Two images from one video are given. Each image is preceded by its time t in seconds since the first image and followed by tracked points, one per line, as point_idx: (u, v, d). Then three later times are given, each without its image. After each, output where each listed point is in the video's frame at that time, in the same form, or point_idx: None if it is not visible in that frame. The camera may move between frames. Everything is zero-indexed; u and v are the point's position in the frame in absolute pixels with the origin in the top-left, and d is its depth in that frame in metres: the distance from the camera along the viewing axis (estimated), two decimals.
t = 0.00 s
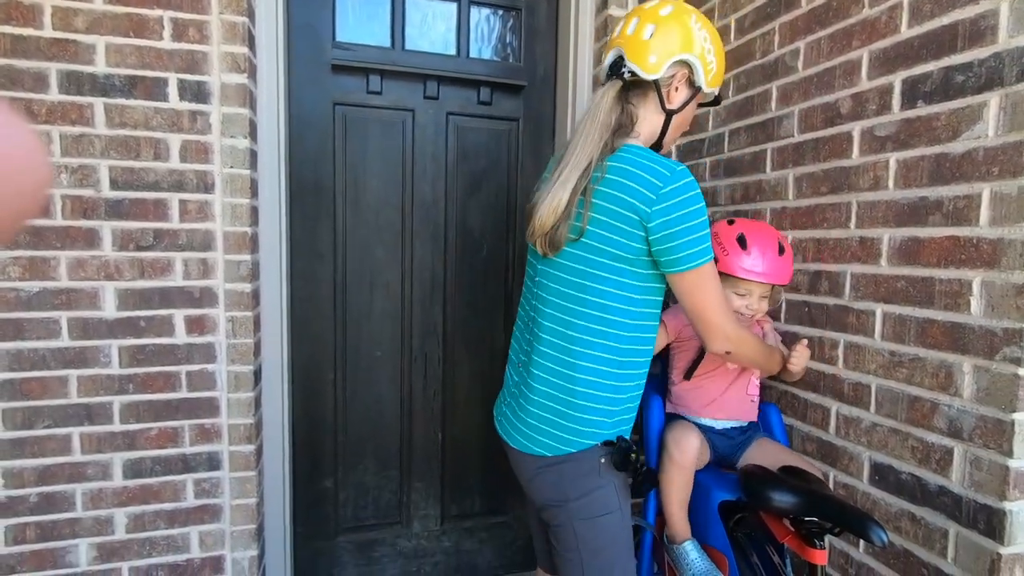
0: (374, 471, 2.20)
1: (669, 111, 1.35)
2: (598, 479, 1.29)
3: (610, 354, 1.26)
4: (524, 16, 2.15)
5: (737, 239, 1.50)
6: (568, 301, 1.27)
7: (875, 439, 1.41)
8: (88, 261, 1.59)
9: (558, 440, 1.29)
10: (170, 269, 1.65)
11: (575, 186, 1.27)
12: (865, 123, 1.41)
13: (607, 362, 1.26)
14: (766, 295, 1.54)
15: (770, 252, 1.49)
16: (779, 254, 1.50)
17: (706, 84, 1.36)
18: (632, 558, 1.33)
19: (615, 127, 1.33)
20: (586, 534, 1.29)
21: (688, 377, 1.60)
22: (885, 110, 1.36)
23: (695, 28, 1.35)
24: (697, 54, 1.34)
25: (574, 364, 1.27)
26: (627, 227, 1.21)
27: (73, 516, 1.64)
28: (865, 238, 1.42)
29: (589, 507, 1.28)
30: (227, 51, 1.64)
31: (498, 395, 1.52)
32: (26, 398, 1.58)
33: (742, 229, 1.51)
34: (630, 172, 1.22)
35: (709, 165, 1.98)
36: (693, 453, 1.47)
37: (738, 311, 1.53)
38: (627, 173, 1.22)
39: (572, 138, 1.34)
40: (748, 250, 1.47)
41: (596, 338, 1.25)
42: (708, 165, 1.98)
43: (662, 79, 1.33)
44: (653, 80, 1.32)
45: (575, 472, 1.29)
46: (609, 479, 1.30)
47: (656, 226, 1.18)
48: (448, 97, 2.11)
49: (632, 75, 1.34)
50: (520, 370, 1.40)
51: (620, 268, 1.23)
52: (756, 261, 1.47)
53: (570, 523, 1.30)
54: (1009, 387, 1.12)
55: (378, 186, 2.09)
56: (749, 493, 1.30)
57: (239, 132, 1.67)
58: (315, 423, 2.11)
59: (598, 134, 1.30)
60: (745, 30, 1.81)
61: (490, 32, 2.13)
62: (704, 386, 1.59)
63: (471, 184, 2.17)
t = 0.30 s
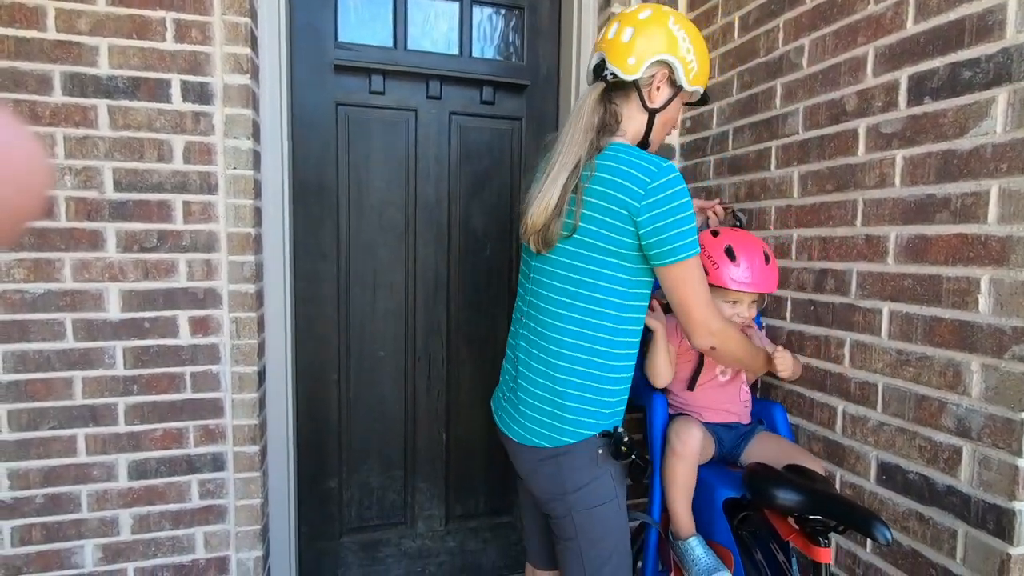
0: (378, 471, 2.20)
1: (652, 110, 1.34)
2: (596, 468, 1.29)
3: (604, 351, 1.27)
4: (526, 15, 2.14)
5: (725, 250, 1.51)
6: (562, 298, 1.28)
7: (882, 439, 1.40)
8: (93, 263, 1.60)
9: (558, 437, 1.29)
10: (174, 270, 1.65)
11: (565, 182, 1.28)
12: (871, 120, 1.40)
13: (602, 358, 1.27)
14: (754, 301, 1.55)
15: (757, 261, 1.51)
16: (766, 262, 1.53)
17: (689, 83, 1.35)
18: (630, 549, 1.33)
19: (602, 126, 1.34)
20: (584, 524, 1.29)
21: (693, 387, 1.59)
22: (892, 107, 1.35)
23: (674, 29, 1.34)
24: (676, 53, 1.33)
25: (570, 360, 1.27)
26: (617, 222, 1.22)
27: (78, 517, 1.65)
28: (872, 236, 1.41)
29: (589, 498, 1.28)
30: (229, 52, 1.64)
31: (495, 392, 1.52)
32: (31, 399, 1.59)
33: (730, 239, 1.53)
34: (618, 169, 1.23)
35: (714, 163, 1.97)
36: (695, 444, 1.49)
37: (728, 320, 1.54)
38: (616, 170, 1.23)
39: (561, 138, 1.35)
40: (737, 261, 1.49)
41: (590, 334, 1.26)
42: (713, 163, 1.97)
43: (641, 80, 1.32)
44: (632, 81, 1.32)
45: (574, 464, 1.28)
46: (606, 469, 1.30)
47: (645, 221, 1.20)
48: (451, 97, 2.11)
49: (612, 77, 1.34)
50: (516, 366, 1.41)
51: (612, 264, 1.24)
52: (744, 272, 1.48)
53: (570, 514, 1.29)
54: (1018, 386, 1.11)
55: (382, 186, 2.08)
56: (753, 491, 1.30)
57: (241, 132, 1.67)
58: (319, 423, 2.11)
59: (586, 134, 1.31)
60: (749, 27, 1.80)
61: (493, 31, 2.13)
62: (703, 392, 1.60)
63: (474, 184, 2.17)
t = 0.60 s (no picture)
0: (381, 471, 2.20)
1: (643, 107, 1.33)
2: (613, 466, 1.29)
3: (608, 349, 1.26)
4: (528, 14, 2.14)
5: (725, 246, 1.50)
6: (564, 299, 1.29)
7: (886, 438, 1.40)
8: (96, 264, 1.60)
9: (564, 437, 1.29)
10: (177, 271, 1.66)
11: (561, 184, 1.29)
12: (873, 118, 1.39)
13: (606, 357, 1.26)
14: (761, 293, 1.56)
15: (759, 253, 1.50)
16: (768, 252, 1.52)
17: (680, 77, 1.32)
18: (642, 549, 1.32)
19: (593, 123, 1.35)
20: (599, 521, 1.28)
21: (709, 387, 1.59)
22: (894, 106, 1.34)
23: (662, 23, 1.32)
24: (664, 48, 1.31)
25: (575, 359, 1.28)
26: (610, 220, 1.22)
27: (83, 518, 1.65)
28: (875, 235, 1.40)
29: (604, 495, 1.28)
30: (231, 53, 1.64)
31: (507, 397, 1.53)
32: (35, 400, 1.59)
33: (729, 235, 1.52)
34: (608, 167, 1.24)
35: (716, 163, 1.97)
36: (700, 445, 1.49)
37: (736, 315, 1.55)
38: (605, 168, 1.24)
39: (554, 141, 1.36)
40: (738, 255, 1.48)
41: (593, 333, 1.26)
42: (715, 163, 1.96)
43: (629, 77, 1.31)
44: (620, 79, 1.32)
45: (590, 462, 1.28)
46: (622, 467, 1.29)
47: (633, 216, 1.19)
48: (453, 97, 2.11)
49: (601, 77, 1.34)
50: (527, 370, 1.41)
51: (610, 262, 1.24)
52: (748, 265, 1.48)
53: (585, 511, 1.29)
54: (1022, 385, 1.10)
55: (384, 187, 2.08)
56: (759, 493, 1.30)
57: (244, 133, 1.67)
58: (322, 424, 2.11)
59: (578, 133, 1.32)
60: (751, 25, 1.79)
61: (494, 31, 2.13)
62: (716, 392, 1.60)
63: (477, 184, 2.17)
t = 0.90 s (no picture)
0: (377, 471, 2.19)
1: (628, 102, 1.33)
2: (609, 465, 1.28)
3: (606, 340, 1.26)
4: (522, 13, 2.14)
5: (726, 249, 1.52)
6: (558, 296, 1.29)
7: (880, 436, 1.40)
8: (88, 265, 1.59)
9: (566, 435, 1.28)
10: (170, 272, 1.65)
11: (546, 182, 1.31)
12: (867, 116, 1.40)
13: (603, 351, 1.26)
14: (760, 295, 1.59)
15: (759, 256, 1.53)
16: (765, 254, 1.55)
17: (665, 69, 1.31)
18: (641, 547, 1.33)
19: (578, 121, 1.36)
20: (595, 520, 1.28)
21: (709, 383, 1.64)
22: (888, 103, 1.35)
23: (644, 16, 1.30)
24: (647, 41, 1.29)
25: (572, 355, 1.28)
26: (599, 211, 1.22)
27: (76, 520, 1.64)
28: (869, 233, 1.40)
29: (599, 494, 1.27)
30: (224, 52, 1.63)
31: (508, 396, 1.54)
32: (27, 402, 1.58)
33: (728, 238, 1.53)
34: (592, 159, 1.24)
35: (710, 162, 1.97)
36: (701, 445, 1.50)
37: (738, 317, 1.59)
38: (591, 159, 1.24)
39: (542, 141, 1.38)
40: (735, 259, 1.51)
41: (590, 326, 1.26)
42: (709, 161, 1.96)
43: (612, 72, 1.32)
44: (603, 75, 1.33)
45: (587, 460, 1.28)
46: (619, 467, 1.28)
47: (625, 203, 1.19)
48: (447, 96, 2.10)
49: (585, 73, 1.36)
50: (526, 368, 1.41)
51: (602, 253, 1.24)
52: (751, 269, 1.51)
53: (581, 510, 1.29)
54: (1016, 382, 1.10)
55: (378, 186, 2.08)
56: (755, 490, 1.30)
57: (237, 133, 1.66)
58: (318, 424, 2.11)
59: (563, 133, 1.34)
60: (745, 24, 1.80)
61: (488, 30, 2.13)
62: (714, 390, 1.65)
63: (472, 183, 2.16)
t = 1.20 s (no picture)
0: (354, 475, 2.16)
1: (602, 100, 1.34)
2: (596, 463, 1.28)
3: (591, 336, 1.26)
4: (498, 13, 2.13)
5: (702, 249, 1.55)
6: (541, 296, 1.29)
7: (853, 431, 1.42)
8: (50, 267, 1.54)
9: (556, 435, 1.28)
10: (137, 274, 1.60)
11: (525, 181, 1.30)
12: (837, 116, 1.42)
13: (586, 348, 1.26)
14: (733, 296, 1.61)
15: (735, 257, 1.56)
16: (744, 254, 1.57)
17: (638, 67, 1.32)
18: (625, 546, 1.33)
19: (553, 119, 1.35)
20: (582, 519, 1.27)
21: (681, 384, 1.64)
22: (857, 103, 1.37)
23: (614, 15, 1.31)
24: (619, 39, 1.30)
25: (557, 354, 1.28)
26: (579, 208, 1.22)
27: (38, 532, 1.58)
28: (840, 232, 1.43)
29: (587, 494, 1.27)
30: (192, 48, 1.60)
31: (489, 399, 1.53)
32: None
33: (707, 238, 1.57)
34: (570, 157, 1.24)
35: (686, 161, 1.99)
36: (676, 445, 1.50)
37: (711, 315, 1.60)
38: (569, 156, 1.24)
39: (518, 140, 1.37)
40: (711, 259, 1.54)
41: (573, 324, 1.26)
42: (685, 161, 1.98)
43: (585, 71, 1.32)
44: (576, 74, 1.33)
45: (573, 461, 1.27)
46: (605, 464, 1.29)
47: (606, 198, 1.19)
48: (423, 95, 2.09)
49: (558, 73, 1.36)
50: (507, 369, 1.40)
51: (584, 249, 1.24)
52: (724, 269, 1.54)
53: (568, 510, 1.28)
54: (982, 377, 1.13)
55: (354, 186, 2.05)
56: (731, 487, 1.31)
57: (206, 131, 1.62)
58: (292, 428, 2.07)
59: (538, 132, 1.33)
60: (719, 25, 1.82)
61: (464, 29, 2.11)
62: (689, 389, 1.66)
63: (449, 183, 2.15)
